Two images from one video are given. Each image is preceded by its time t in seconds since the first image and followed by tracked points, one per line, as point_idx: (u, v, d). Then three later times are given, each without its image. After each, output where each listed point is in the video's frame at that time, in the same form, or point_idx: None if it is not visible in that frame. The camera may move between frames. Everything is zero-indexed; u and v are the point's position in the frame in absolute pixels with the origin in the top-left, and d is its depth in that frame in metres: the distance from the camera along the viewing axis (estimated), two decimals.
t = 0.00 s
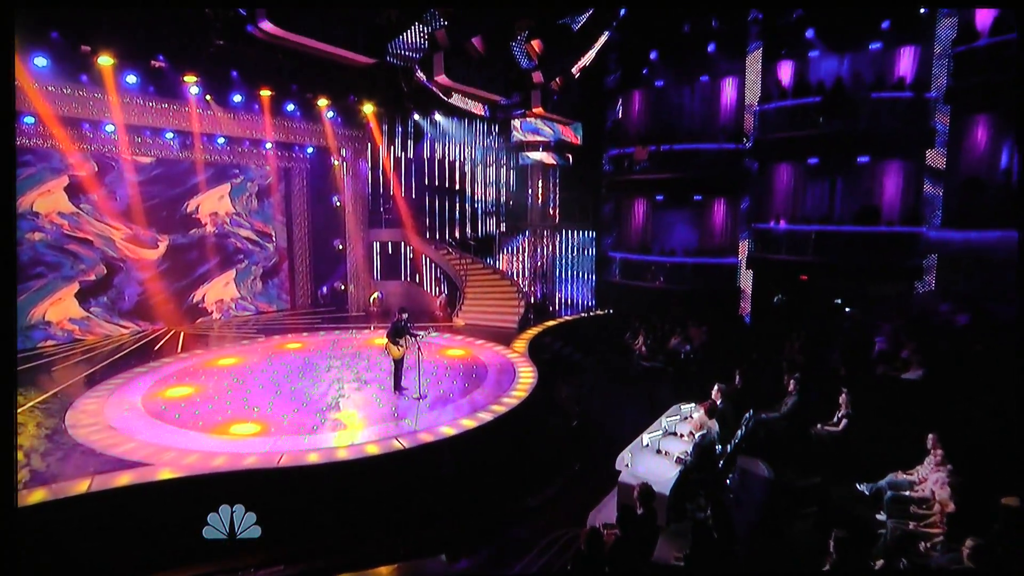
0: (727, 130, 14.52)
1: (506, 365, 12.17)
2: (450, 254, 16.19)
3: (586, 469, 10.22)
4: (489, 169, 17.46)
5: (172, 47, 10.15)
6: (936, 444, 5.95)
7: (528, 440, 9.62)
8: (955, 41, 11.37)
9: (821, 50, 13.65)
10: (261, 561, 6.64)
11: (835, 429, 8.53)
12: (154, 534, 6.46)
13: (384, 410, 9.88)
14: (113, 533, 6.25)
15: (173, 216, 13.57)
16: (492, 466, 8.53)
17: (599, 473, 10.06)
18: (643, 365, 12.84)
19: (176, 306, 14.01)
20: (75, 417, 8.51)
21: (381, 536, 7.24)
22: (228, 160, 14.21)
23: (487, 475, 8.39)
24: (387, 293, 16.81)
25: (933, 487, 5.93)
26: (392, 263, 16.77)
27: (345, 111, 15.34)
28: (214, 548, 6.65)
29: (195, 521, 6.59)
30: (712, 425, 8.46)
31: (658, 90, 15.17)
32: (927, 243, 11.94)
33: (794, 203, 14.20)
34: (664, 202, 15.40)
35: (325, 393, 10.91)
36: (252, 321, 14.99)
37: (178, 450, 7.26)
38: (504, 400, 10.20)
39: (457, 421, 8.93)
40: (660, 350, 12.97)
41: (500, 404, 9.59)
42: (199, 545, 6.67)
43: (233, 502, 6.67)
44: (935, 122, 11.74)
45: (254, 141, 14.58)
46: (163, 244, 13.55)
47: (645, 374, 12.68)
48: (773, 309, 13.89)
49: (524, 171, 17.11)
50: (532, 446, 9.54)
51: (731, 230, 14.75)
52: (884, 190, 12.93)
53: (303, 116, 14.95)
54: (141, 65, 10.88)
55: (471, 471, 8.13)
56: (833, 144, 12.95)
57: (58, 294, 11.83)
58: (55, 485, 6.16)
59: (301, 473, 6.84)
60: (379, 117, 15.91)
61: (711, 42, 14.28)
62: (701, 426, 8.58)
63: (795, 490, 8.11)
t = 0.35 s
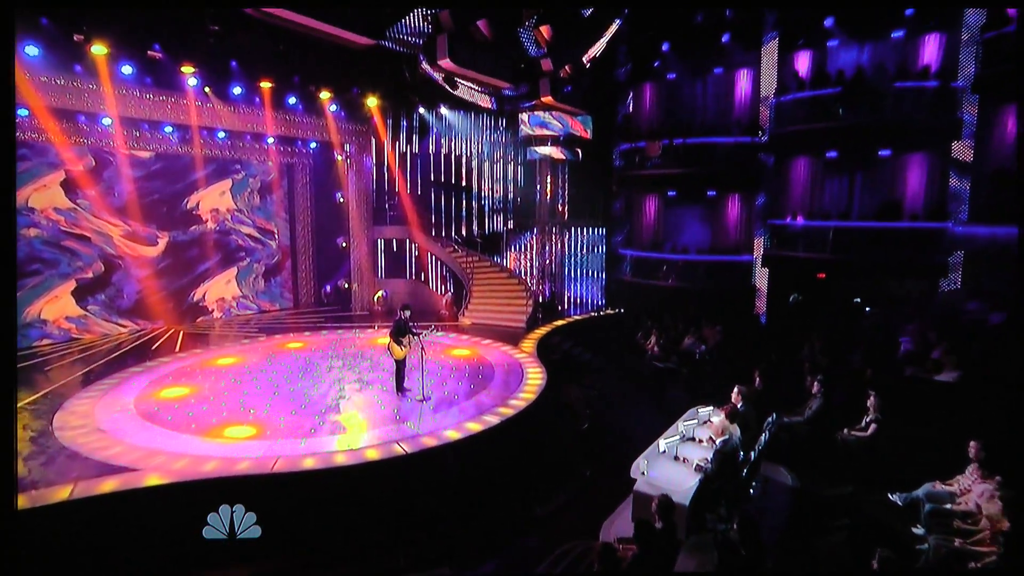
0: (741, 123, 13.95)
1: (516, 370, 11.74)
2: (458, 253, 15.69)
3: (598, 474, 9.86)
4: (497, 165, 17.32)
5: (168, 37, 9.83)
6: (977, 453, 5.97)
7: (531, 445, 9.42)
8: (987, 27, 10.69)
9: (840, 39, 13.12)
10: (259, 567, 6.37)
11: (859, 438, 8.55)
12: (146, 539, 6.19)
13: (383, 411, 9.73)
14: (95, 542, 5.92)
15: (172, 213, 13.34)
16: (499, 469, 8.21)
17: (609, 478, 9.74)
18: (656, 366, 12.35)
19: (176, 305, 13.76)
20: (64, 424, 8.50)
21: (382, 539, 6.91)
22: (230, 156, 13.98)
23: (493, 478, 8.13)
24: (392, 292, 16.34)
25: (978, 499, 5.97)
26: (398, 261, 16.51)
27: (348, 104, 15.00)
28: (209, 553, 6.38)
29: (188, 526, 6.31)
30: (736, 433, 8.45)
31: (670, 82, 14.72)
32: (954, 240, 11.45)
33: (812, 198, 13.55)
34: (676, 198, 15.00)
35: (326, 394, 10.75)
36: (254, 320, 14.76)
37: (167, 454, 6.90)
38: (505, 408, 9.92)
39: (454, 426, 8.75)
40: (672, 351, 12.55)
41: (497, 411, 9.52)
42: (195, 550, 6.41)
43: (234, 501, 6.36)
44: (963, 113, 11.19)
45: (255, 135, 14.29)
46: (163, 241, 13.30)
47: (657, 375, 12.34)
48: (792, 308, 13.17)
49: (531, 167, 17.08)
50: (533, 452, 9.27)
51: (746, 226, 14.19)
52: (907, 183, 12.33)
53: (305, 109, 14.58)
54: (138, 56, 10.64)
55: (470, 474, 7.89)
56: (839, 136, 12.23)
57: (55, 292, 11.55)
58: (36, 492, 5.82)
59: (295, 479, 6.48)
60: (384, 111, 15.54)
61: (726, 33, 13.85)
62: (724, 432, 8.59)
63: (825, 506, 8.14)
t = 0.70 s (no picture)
0: (761, 113, 13.28)
1: (525, 374, 11.20)
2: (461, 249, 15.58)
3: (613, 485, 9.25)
4: (502, 159, 15.44)
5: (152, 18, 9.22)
6: None
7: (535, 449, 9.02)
8: None
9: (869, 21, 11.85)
10: (253, 572, 5.91)
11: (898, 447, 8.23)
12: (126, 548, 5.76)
13: (383, 418, 9.15)
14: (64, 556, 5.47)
15: (162, 207, 12.79)
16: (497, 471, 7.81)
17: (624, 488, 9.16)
18: (672, 368, 11.84)
19: (165, 304, 13.17)
20: (36, 430, 7.92)
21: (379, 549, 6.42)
22: (227, 148, 13.49)
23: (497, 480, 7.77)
24: (393, 290, 15.75)
25: None
26: (399, 259, 15.81)
27: (346, 93, 14.33)
28: (210, 553, 5.92)
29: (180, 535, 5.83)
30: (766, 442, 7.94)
31: (687, 70, 13.88)
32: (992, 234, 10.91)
33: (837, 191, 12.51)
34: (692, 191, 14.04)
35: (321, 396, 10.13)
36: (249, 320, 14.19)
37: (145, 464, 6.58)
38: (510, 414, 9.30)
39: (455, 436, 8.17)
40: (690, 352, 12.03)
41: (499, 420, 9.07)
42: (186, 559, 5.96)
43: (233, 501, 5.98)
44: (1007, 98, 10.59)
45: (249, 126, 13.69)
46: (150, 236, 12.72)
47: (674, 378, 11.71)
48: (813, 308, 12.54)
49: (540, 158, 15.00)
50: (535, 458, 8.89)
51: (765, 222, 13.47)
52: (942, 173, 11.31)
53: (302, 98, 13.97)
54: (123, 39, 10.20)
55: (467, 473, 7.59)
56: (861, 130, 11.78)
57: (36, 290, 10.87)
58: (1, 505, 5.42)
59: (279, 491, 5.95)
60: (384, 100, 14.75)
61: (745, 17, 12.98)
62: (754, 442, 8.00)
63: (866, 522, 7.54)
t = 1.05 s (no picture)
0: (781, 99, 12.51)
1: (533, 379, 10.42)
2: (466, 249, 14.76)
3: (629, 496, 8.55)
4: (505, 152, 14.96)
5: None
6: None
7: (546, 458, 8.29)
8: None
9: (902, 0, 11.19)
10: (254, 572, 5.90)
11: (947, 457, 7.42)
12: (111, 544, 5.52)
13: (378, 426, 8.32)
14: None
15: (145, 200, 12.05)
16: (495, 480, 7.32)
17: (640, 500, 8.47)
18: (691, 371, 11.13)
19: (147, 303, 12.36)
20: None
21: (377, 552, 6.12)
22: (217, 138, 12.85)
23: (500, 486, 7.33)
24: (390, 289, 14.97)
25: None
26: (397, 256, 15.14)
27: (341, 79, 13.55)
28: (210, 553, 5.84)
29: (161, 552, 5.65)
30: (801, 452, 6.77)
31: (701, 55, 13.24)
32: None
33: (864, 182, 11.72)
34: (707, 185, 13.43)
35: (312, 402, 9.30)
36: (237, 320, 13.46)
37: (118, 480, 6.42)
38: (516, 423, 8.52)
39: (456, 447, 7.48)
40: (709, 355, 11.35)
41: (505, 429, 8.23)
42: (184, 557, 5.84)
43: (232, 501, 5.77)
44: None
45: (237, 114, 13.00)
46: (132, 232, 11.96)
47: (691, 382, 10.97)
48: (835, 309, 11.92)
49: (546, 149, 13.72)
50: (551, 466, 8.19)
51: (784, 216, 12.69)
52: (982, 162, 10.15)
53: (293, 84, 13.24)
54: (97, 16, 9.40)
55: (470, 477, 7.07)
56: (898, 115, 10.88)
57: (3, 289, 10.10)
58: None
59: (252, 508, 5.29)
60: (380, 87, 13.90)
61: None
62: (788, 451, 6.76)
63: (919, 552, 6.72)
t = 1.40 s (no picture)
0: (800, 85, 11.78)
1: (540, 381, 9.73)
2: (467, 244, 13.83)
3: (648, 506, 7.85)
4: (509, 143, 14.70)
5: None
6: None
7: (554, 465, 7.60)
8: None
9: None
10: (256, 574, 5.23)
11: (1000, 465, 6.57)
12: (79, 562, 4.85)
13: (374, 432, 7.64)
14: None
15: (126, 193, 11.44)
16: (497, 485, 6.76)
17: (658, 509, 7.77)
18: (710, 371, 10.43)
19: (129, 302, 11.74)
20: None
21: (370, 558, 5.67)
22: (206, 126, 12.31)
23: (506, 491, 6.72)
24: (388, 287, 14.26)
25: None
26: (394, 251, 14.30)
27: (335, 64, 12.71)
28: (212, 553, 5.16)
29: None
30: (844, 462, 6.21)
31: (715, 40, 12.56)
32: None
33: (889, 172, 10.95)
34: (722, 176, 12.66)
35: (304, 405, 8.61)
36: (225, 319, 12.80)
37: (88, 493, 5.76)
38: (523, 428, 7.89)
39: (458, 455, 6.88)
40: (727, 354, 10.67)
41: (511, 435, 7.61)
42: (172, 567, 5.16)
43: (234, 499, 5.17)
44: None
45: (224, 102, 12.50)
46: (113, 227, 11.37)
47: (708, 384, 10.28)
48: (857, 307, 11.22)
49: (550, 141, 14.19)
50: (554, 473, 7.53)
51: (803, 209, 11.91)
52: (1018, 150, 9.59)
53: (284, 70, 12.51)
54: None
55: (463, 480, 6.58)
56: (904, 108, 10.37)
57: None
58: None
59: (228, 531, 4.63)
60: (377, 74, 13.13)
61: None
62: (827, 460, 6.27)
63: (971, 550, 5.96)
